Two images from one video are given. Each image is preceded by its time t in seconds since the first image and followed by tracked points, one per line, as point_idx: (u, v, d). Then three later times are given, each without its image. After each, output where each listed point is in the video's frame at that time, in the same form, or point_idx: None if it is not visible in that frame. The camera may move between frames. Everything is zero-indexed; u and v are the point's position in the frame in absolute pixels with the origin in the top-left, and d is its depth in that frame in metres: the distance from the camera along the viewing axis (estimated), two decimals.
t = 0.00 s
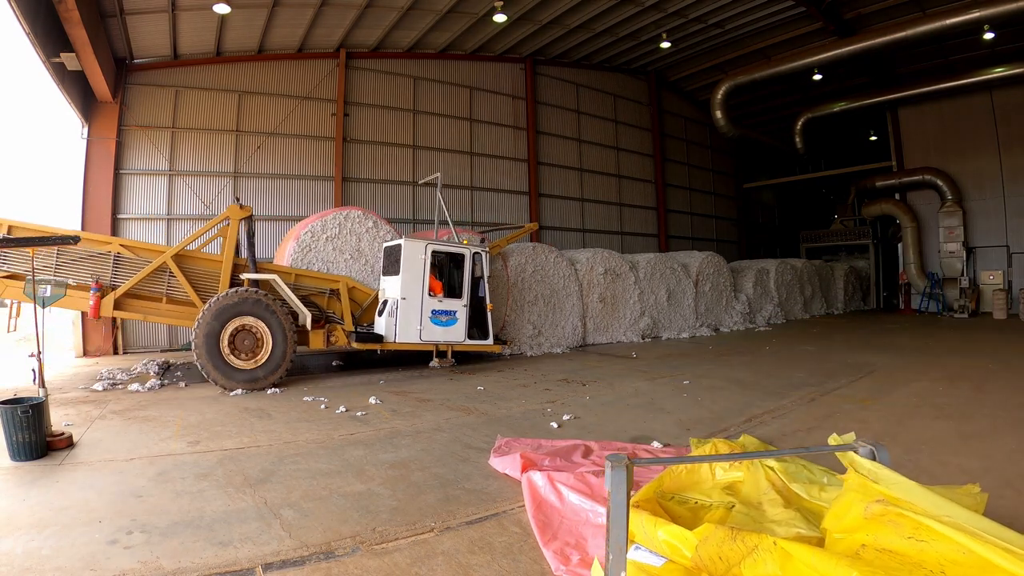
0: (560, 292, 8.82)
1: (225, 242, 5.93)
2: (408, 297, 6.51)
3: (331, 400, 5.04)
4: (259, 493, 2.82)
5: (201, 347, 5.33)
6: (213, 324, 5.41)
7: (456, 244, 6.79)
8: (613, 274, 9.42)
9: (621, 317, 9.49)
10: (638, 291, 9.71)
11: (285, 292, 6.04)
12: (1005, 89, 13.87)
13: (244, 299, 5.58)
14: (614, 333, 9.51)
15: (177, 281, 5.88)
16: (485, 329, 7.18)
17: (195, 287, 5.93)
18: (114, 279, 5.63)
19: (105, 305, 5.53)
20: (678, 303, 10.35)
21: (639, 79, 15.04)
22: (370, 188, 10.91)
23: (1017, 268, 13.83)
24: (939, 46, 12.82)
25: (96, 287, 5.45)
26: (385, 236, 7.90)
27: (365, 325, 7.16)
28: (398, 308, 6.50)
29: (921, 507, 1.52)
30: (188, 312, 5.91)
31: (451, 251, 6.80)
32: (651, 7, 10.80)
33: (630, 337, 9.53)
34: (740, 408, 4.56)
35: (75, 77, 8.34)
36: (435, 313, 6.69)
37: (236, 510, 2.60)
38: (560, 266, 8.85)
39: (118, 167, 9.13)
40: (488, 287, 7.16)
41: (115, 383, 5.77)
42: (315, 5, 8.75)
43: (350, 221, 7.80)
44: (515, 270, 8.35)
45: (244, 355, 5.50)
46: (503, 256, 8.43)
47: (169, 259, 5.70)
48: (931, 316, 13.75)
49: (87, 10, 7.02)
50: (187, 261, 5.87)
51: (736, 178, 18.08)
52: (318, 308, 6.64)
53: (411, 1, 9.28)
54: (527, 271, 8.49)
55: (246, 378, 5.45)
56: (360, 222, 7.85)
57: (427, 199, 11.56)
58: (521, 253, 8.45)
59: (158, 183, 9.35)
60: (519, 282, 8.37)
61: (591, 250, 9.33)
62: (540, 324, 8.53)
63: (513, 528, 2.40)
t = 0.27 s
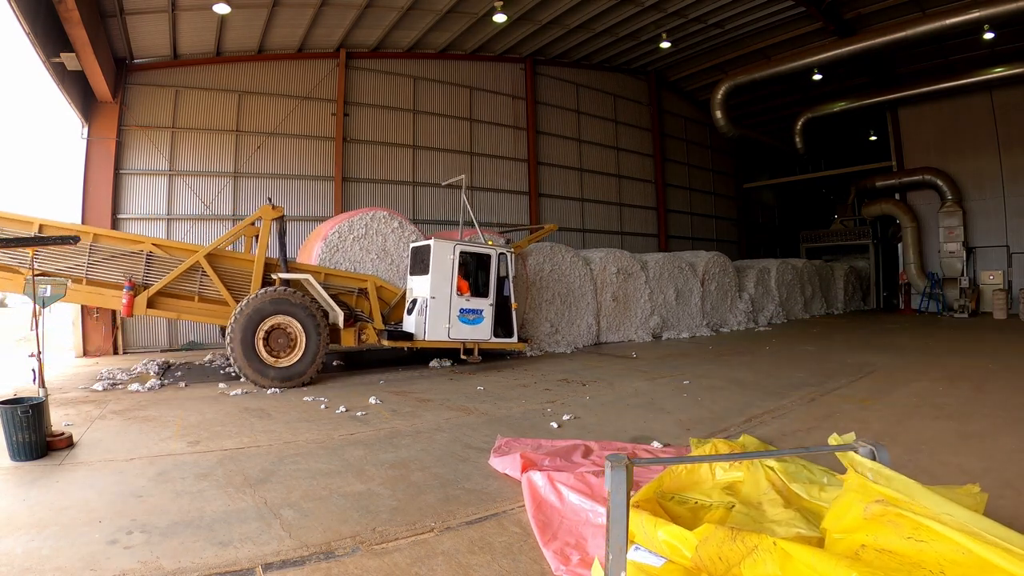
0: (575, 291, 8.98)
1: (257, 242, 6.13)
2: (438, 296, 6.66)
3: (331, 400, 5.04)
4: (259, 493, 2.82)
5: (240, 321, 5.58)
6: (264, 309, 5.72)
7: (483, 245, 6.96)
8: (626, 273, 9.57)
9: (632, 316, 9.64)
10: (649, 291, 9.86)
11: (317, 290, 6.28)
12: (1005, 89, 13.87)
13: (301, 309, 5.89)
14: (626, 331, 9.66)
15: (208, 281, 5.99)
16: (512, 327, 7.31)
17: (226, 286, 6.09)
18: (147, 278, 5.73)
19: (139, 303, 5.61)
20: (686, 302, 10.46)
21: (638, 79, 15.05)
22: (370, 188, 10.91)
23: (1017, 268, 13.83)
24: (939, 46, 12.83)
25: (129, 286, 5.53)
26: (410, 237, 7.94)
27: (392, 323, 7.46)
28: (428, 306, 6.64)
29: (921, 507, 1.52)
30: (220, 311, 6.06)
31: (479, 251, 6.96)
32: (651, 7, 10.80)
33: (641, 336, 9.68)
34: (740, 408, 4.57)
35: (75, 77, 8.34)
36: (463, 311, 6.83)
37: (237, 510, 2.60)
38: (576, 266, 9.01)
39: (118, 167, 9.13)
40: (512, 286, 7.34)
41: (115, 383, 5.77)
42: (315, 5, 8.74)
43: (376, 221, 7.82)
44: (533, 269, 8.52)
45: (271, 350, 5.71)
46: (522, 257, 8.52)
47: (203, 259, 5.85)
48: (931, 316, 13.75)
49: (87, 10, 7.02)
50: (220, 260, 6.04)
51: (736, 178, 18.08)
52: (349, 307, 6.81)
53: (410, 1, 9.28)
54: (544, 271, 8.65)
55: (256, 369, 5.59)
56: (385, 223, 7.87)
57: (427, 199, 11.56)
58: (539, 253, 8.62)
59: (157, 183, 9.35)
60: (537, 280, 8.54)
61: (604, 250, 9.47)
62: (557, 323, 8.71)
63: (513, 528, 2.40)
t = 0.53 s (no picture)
0: (589, 290, 9.13)
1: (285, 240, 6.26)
2: (463, 292, 6.75)
3: (331, 400, 5.04)
4: (259, 493, 2.82)
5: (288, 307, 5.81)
6: (314, 306, 5.92)
7: (506, 243, 7.08)
8: (637, 273, 9.68)
9: (642, 315, 9.75)
10: (660, 290, 9.96)
11: (345, 288, 6.48)
12: (1005, 89, 13.87)
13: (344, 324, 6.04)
14: (637, 330, 9.77)
15: (238, 278, 6.17)
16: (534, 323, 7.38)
17: (255, 283, 6.24)
18: (176, 275, 5.87)
19: (168, 301, 5.76)
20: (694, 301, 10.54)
21: (638, 79, 15.04)
22: (370, 188, 10.91)
23: (1017, 268, 13.83)
24: (939, 46, 12.82)
25: (159, 283, 5.65)
26: (431, 236, 8.09)
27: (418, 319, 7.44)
28: (453, 302, 6.74)
29: (921, 508, 1.52)
30: (248, 308, 6.22)
31: (502, 249, 7.08)
32: (651, 7, 10.79)
33: (652, 335, 9.82)
34: (740, 408, 4.57)
35: (75, 77, 8.33)
36: (487, 308, 6.93)
37: (236, 510, 2.60)
38: (589, 265, 9.13)
39: (118, 167, 9.12)
40: (533, 283, 7.43)
41: (115, 383, 5.77)
42: (315, 5, 8.74)
43: (397, 220, 7.93)
44: (548, 269, 8.66)
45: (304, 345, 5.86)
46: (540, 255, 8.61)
47: (232, 257, 5.98)
48: (931, 316, 13.76)
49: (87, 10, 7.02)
50: (248, 258, 6.19)
51: (736, 178, 18.08)
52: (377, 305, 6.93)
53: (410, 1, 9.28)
54: (559, 270, 8.79)
55: (277, 354, 5.68)
56: (406, 221, 7.99)
57: (427, 199, 11.56)
58: (554, 252, 8.73)
59: (158, 183, 9.35)
60: (552, 280, 8.69)
61: (615, 251, 9.58)
62: (571, 322, 8.88)
63: (513, 528, 2.40)
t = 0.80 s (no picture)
0: (602, 289, 9.32)
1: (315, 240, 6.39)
2: (489, 292, 6.83)
3: (330, 400, 5.04)
4: (259, 493, 2.82)
5: (344, 300, 6.14)
6: (362, 311, 6.22)
7: (531, 244, 7.15)
8: (647, 273, 9.89)
9: (652, 314, 9.92)
10: (668, 289, 10.16)
11: (376, 288, 6.64)
12: (1005, 89, 13.87)
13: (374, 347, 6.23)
14: (648, 329, 9.92)
15: (269, 278, 6.29)
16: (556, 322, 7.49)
17: (285, 282, 6.38)
18: (209, 274, 6.00)
19: (201, 299, 5.91)
20: (701, 301, 10.70)
21: (638, 79, 15.05)
22: (370, 188, 10.91)
23: (1017, 268, 13.83)
24: (939, 46, 12.82)
25: (192, 283, 5.79)
26: (452, 236, 8.14)
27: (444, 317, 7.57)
28: (479, 302, 6.82)
29: (920, 508, 1.52)
30: (279, 306, 6.36)
31: (526, 250, 7.15)
32: (651, 7, 10.79)
33: (661, 334, 9.96)
34: (740, 408, 4.56)
35: (75, 77, 8.33)
36: (512, 307, 7.01)
37: (236, 510, 2.60)
38: (602, 264, 9.35)
39: (118, 167, 9.12)
40: (556, 283, 7.50)
41: (115, 383, 5.77)
42: (315, 5, 8.74)
43: (419, 221, 7.96)
44: (563, 268, 8.87)
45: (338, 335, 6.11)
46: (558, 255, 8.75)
47: (264, 257, 6.10)
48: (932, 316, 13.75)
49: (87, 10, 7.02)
50: (279, 258, 6.32)
51: (736, 178, 18.09)
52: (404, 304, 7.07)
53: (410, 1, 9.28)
54: (574, 269, 8.99)
55: (308, 327, 5.91)
56: (427, 222, 8.04)
57: (427, 199, 11.57)
58: (569, 252, 8.95)
59: (158, 183, 9.35)
60: (567, 278, 8.89)
61: (626, 250, 9.82)
62: (584, 320, 9.06)
63: (513, 528, 2.40)
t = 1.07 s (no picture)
0: (613, 288, 9.40)
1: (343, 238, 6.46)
2: (513, 289, 6.97)
3: (330, 400, 5.04)
4: (259, 493, 2.82)
5: (393, 306, 6.32)
6: (401, 324, 6.34)
7: (552, 243, 7.34)
8: (657, 272, 10.01)
9: (661, 314, 10.00)
10: (677, 289, 10.26)
11: (403, 286, 6.64)
12: (1005, 89, 13.87)
13: (389, 363, 6.19)
14: (657, 329, 9.98)
15: (297, 276, 6.36)
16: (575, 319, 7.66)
17: (313, 280, 6.46)
18: (239, 272, 6.07)
19: (231, 296, 5.98)
20: (708, 301, 10.79)
21: (639, 79, 15.05)
22: (370, 188, 10.91)
23: (1017, 268, 13.83)
24: (939, 46, 12.81)
25: (223, 280, 5.86)
26: (472, 234, 8.18)
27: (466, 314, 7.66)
28: (503, 298, 6.94)
29: (920, 509, 1.52)
30: (306, 304, 6.45)
31: (547, 248, 7.34)
32: (651, 7, 10.80)
33: (671, 334, 9.99)
34: (740, 408, 4.56)
35: (75, 77, 8.33)
36: (534, 303, 7.16)
37: (236, 510, 2.60)
38: (615, 263, 9.45)
39: (118, 167, 9.12)
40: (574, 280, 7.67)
41: (114, 383, 5.77)
42: (315, 5, 8.75)
43: (439, 220, 8.01)
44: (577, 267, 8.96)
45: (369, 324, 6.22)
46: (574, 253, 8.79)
47: (293, 254, 6.20)
48: (932, 316, 13.75)
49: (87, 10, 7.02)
50: (307, 256, 6.40)
51: (736, 178, 18.09)
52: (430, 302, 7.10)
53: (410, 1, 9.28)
54: (587, 268, 9.09)
55: (350, 306, 6.08)
56: (447, 221, 8.08)
57: (427, 199, 11.57)
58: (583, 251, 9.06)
59: (158, 183, 9.35)
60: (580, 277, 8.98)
61: (637, 250, 9.94)
62: (596, 318, 9.16)
63: (514, 528, 2.40)
